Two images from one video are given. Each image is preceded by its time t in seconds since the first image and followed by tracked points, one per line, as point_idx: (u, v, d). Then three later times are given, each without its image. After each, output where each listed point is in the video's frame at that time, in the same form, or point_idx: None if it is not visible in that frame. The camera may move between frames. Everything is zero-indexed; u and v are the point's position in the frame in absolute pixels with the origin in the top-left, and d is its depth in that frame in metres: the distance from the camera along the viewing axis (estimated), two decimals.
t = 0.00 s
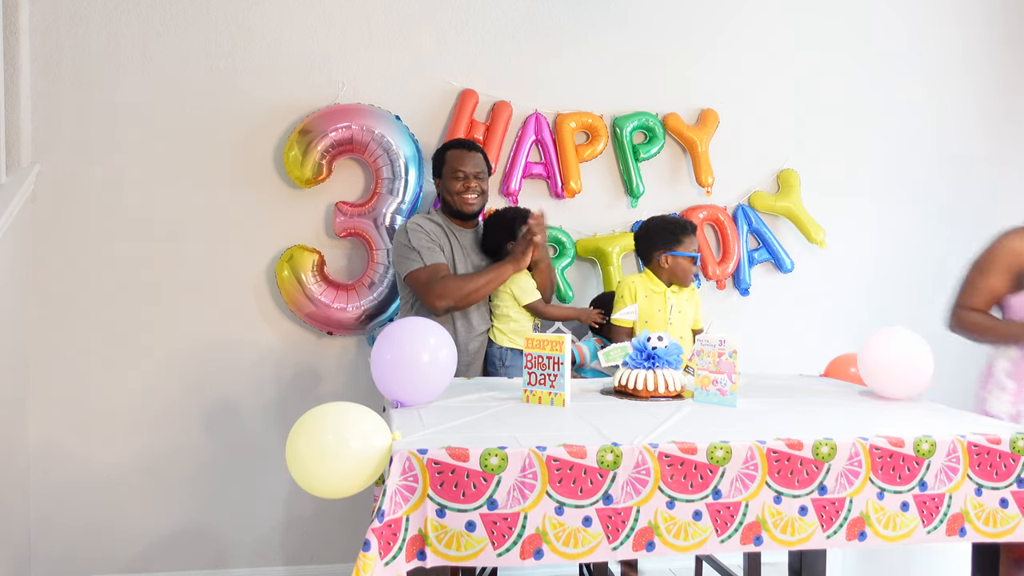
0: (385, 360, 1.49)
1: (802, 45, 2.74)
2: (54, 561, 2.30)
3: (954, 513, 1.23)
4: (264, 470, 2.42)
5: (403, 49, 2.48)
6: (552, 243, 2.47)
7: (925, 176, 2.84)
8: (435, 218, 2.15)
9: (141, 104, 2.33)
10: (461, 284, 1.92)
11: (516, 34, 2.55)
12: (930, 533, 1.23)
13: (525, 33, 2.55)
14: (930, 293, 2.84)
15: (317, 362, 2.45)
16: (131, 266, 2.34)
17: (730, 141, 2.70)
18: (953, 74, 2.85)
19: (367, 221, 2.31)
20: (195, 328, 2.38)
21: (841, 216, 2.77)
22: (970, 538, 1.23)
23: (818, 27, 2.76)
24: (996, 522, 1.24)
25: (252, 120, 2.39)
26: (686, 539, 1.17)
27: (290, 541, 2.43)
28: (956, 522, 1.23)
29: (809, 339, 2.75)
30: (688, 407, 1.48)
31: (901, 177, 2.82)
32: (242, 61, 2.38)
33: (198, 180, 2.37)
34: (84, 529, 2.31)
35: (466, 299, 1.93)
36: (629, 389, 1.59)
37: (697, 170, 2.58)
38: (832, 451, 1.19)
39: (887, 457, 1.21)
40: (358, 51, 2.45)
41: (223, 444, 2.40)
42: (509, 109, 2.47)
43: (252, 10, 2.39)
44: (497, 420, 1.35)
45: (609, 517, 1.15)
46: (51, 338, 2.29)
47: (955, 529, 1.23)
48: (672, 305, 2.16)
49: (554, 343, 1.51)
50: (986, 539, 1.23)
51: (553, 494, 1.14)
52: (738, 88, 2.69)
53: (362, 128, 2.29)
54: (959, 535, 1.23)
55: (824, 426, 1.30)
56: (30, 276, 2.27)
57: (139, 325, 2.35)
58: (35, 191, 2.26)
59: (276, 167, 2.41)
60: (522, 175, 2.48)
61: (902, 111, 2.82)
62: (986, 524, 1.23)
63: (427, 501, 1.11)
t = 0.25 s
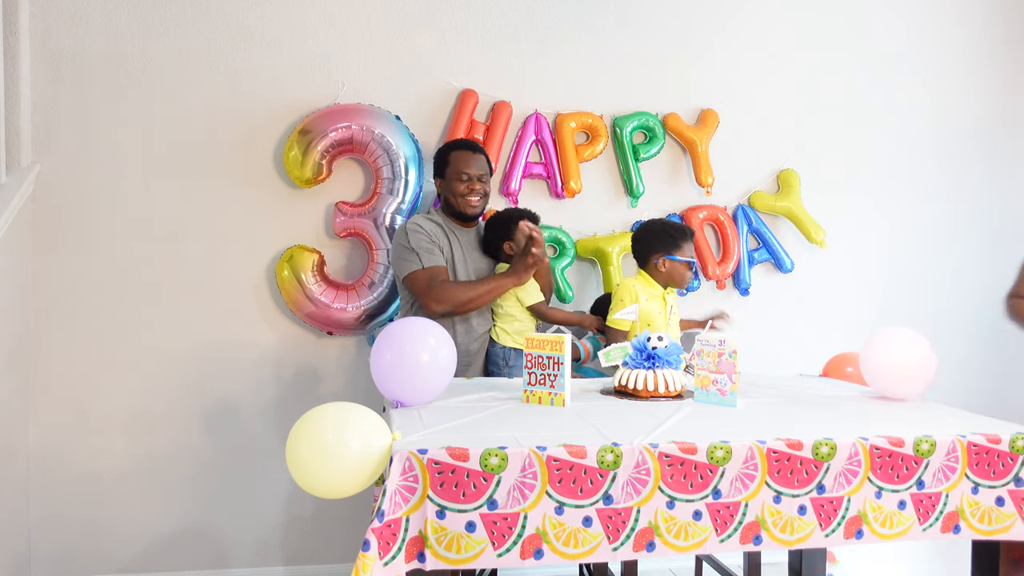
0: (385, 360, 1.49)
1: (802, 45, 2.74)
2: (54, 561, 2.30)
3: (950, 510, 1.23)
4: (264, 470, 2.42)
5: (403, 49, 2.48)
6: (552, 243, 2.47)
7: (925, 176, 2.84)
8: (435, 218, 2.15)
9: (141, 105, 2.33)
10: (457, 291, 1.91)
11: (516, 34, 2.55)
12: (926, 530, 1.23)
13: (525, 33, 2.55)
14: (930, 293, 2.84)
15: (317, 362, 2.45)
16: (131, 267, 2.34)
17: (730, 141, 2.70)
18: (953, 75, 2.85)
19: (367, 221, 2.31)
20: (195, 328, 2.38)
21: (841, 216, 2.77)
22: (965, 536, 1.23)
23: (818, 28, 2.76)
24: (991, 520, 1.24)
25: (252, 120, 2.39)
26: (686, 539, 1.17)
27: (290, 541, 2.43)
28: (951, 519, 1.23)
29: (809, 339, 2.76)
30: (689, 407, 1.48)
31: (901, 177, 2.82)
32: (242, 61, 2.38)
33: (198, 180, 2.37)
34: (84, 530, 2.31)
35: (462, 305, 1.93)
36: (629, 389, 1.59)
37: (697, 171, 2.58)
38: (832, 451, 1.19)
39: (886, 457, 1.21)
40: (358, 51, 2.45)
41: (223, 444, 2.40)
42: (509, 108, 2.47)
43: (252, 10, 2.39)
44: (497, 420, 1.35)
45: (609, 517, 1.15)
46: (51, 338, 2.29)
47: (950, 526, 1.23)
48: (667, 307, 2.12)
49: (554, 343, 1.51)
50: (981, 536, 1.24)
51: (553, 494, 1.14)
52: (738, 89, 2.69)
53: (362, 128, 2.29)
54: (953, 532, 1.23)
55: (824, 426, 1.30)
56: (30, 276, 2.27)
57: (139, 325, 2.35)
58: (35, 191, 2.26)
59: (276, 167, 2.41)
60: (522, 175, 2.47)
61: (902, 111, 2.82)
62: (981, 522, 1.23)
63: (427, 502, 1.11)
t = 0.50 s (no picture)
0: (385, 360, 1.49)
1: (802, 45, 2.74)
2: (54, 562, 2.30)
3: (943, 507, 1.23)
4: (264, 470, 2.42)
5: (403, 49, 2.48)
6: (552, 243, 2.47)
7: (925, 176, 2.84)
8: (434, 219, 2.14)
9: (141, 105, 2.33)
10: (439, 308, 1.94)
11: (516, 34, 2.55)
12: (919, 526, 1.23)
13: (525, 33, 2.55)
14: (931, 293, 2.84)
15: (317, 362, 2.45)
16: (131, 266, 2.34)
17: (730, 141, 2.70)
18: (953, 75, 2.85)
19: (367, 221, 2.31)
20: (196, 328, 2.38)
21: (841, 215, 2.77)
22: (957, 531, 1.23)
23: (818, 28, 2.75)
24: (985, 516, 1.24)
25: (252, 120, 2.39)
26: (685, 538, 1.17)
27: (290, 541, 2.43)
28: (945, 515, 1.24)
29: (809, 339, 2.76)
30: (688, 408, 1.48)
31: (901, 177, 2.82)
32: (242, 61, 2.38)
33: (198, 180, 2.37)
34: (84, 530, 2.31)
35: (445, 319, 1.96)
36: (629, 389, 1.59)
37: (697, 171, 2.58)
38: (831, 451, 1.19)
39: (885, 456, 1.21)
40: (358, 51, 2.45)
41: (223, 444, 2.40)
42: (509, 109, 2.47)
43: (252, 10, 2.39)
44: (497, 419, 1.35)
45: (609, 516, 1.15)
46: (51, 338, 2.29)
47: (943, 522, 1.24)
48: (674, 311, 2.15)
49: (554, 343, 1.51)
50: (974, 532, 1.24)
51: (553, 493, 1.14)
52: (738, 88, 2.69)
53: (362, 128, 2.29)
54: (946, 528, 1.24)
55: (824, 426, 1.30)
56: (31, 276, 2.27)
57: (140, 325, 2.35)
58: (35, 191, 2.26)
59: (276, 167, 2.41)
60: (522, 175, 2.48)
61: (902, 110, 2.82)
62: (975, 518, 1.24)
63: (427, 501, 1.11)
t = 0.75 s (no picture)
0: (385, 360, 1.49)
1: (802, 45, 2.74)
2: (54, 562, 2.30)
3: (943, 506, 1.23)
4: (264, 470, 2.42)
5: (403, 49, 2.48)
6: (552, 243, 2.47)
7: (926, 176, 2.84)
8: (432, 222, 2.14)
9: (141, 105, 2.33)
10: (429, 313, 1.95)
11: (516, 34, 2.55)
12: (918, 525, 1.23)
13: (525, 33, 2.55)
14: (931, 293, 2.84)
15: (317, 362, 2.45)
16: (131, 266, 2.34)
17: (730, 141, 2.70)
18: (954, 75, 2.85)
19: (367, 221, 2.31)
20: (195, 329, 2.38)
21: (841, 215, 2.77)
22: (957, 531, 1.23)
23: (818, 28, 2.75)
24: (985, 516, 1.24)
25: (252, 120, 2.39)
26: (684, 537, 1.17)
27: (290, 541, 2.43)
28: (944, 515, 1.24)
29: (810, 340, 2.76)
30: (689, 407, 1.48)
31: (901, 176, 2.82)
32: (242, 61, 2.38)
33: (198, 180, 2.37)
34: (84, 530, 2.31)
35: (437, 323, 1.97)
36: (629, 389, 1.59)
37: (697, 170, 2.58)
38: (831, 451, 1.19)
39: (885, 456, 1.21)
40: (358, 51, 2.45)
41: (223, 444, 2.40)
42: (509, 109, 2.47)
43: (252, 10, 2.39)
44: (497, 419, 1.35)
45: (608, 515, 1.15)
46: (51, 338, 2.29)
47: (943, 522, 1.24)
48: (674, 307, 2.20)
49: (554, 343, 1.51)
50: (973, 532, 1.24)
51: (553, 492, 1.14)
52: (738, 89, 2.69)
53: (362, 128, 2.29)
54: (946, 528, 1.24)
55: (824, 426, 1.30)
56: (31, 276, 2.27)
57: (139, 325, 2.35)
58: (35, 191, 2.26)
59: (276, 167, 2.41)
60: (522, 175, 2.48)
61: (902, 109, 2.82)
62: (975, 518, 1.24)
63: (427, 500, 1.11)
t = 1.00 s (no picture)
0: (385, 360, 1.49)
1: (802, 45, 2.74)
2: (55, 562, 2.30)
3: (949, 510, 1.23)
4: (264, 470, 2.42)
5: (403, 49, 2.48)
6: (552, 243, 2.47)
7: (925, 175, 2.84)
8: (430, 221, 2.14)
9: (141, 105, 2.33)
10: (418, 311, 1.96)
11: (516, 34, 2.55)
12: (924, 529, 1.23)
13: (525, 33, 2.55)
14: (930, 293, 2.84)
15: (317, 362, 2.45)
16: (131, 267, 2.34)
17: (730, 141, 2.70)
18: (953, 75, 2.85)
19: (367, 221, 2.31)
20: (196, 329, 2.38)
21: (841, 215, 2.77)
22: (964, 535, 1.23)
23: (818, 28, 2.75)
24: (991, 519, 1.24)
25: (252, 120, 2.39)
26: (684, 537, 1.17)
27: (290, 541, 2.43)
28: (950, 519, 1.23)
29: (810, 340, 2.76)
30: (688, 407, 1.48)
31: (901, 177, 2.82)
32: (242, 61, 2.38)
33: (198, 180, 2.37)
34: (84, 530, 2.31)
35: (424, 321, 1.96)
36: (629, 389, 1.59)
37: (697, 171, 2.58)
38: (831, 451, 1.19)
39: (885, 456, 1.21)
40: (358, 51, 2.45)
41: (223, 445, 2.40)
42: (509, 109, 2.47)
43: (252, 10, 2.39)
44: (497, 419, 1.35)
45: (608, 515, 1.15)
46: (51, 339, 2.29)
47: (949, 526, 1.23)
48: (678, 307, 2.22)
49: (554, 343, 1.52)
50: (980, 536, 1.24)
51: (553, 492, 1.14)
52: (738, 89, 2.69)
53: (362, 128, 2.29)
54: (952, 532, 1.23)
55: (825, 426, 1.30)
56: (31, 276, 2.27)
57: (140, 325, 2.35)
58: (35, 191, 2.27)
59: (276, 167, 2.41)
60: (522, 175, 2.48)
61: (902, 109, 2.82)
62: (980, 522, 1.23)
63: (427, 500, 1.11)
